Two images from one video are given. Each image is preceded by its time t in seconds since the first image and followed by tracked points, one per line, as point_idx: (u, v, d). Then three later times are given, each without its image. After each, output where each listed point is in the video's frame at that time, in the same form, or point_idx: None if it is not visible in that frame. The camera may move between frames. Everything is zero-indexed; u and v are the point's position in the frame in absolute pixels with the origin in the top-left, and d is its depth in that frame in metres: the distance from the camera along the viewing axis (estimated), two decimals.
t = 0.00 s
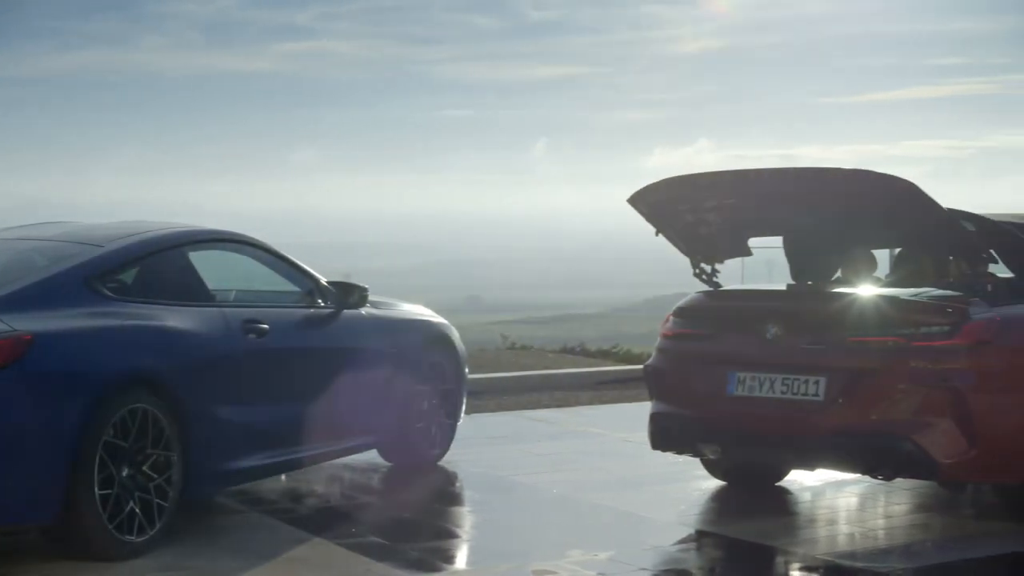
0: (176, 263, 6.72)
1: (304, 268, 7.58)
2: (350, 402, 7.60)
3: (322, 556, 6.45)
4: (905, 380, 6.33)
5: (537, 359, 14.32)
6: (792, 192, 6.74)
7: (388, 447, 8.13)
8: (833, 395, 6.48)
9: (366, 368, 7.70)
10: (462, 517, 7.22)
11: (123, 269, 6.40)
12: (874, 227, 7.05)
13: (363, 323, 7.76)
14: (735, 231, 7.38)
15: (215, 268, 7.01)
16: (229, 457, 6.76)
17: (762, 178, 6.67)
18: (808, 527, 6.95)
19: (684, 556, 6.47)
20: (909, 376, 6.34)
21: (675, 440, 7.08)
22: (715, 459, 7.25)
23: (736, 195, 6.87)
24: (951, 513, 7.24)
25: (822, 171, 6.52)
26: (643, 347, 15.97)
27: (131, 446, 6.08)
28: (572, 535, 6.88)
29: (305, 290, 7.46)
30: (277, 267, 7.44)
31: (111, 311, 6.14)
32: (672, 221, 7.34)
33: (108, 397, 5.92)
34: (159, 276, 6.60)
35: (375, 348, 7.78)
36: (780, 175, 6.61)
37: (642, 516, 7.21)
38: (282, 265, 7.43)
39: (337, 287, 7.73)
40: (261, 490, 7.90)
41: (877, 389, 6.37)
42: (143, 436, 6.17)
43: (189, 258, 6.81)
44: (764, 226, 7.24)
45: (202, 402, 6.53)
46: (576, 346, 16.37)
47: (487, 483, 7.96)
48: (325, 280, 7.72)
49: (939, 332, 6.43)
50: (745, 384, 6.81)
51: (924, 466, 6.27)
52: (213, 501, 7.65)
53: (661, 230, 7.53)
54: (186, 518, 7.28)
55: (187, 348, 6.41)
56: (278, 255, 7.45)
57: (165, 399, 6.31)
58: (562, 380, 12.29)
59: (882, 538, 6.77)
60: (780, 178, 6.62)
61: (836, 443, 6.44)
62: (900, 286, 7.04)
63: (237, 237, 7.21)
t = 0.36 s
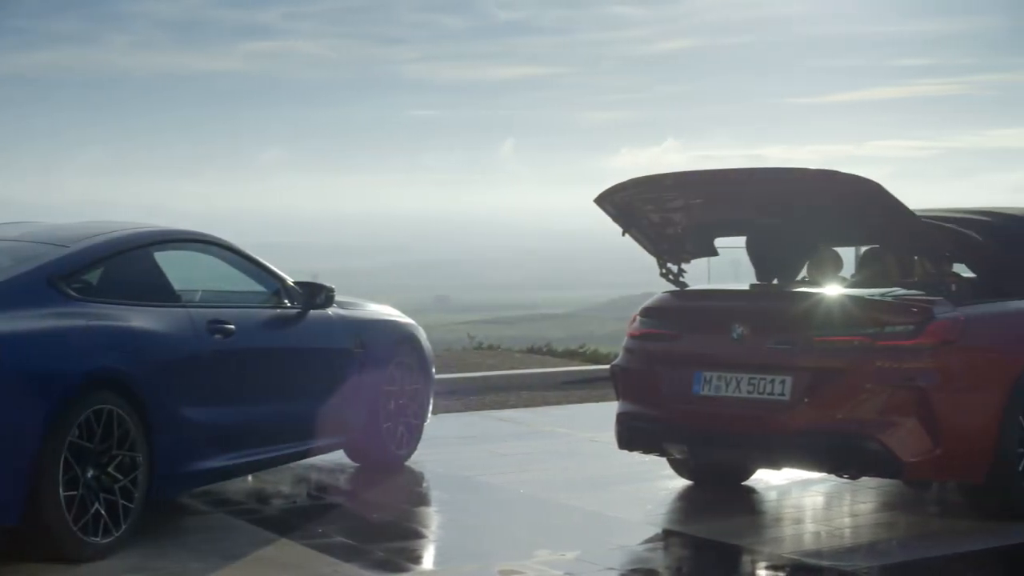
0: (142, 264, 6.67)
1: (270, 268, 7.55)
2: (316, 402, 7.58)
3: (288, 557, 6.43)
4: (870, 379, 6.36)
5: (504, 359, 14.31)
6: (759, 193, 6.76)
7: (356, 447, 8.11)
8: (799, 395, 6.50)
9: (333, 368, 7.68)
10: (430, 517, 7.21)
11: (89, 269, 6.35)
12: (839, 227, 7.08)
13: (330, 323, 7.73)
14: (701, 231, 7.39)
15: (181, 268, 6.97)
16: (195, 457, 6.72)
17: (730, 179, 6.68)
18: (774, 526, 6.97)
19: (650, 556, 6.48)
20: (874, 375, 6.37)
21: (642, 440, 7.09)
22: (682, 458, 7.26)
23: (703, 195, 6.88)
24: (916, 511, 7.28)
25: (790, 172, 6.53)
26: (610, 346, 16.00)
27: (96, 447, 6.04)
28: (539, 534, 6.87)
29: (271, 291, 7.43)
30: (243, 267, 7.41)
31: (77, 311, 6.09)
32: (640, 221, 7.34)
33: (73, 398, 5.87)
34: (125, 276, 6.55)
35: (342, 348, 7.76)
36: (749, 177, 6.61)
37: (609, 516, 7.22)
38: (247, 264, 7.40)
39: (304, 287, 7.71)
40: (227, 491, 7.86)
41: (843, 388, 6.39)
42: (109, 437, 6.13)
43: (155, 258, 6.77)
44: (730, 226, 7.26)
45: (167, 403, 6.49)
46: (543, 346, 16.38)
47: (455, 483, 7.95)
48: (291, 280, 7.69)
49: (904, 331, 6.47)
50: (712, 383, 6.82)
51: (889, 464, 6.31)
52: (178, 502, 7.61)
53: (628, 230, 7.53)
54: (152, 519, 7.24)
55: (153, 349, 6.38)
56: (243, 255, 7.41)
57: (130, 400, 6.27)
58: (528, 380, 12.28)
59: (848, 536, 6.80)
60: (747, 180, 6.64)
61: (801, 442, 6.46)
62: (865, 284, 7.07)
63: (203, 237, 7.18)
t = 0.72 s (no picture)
0: (109, 264, 6.63)
1: (237, 267, 7.51)
2: (286, 402, 7.55)
3: (257, 558, 6.40)
4: (839, 379, 6.39)
5: (474, 360, 14.30)
6: (728, 193, 6.77)
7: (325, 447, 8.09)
8: (768, 395, 6.52)
9: (302, 368, 7.66)
10: (400, 518, 7.19)
11: (55, 269, 6.29)
12: (807, 227, 7.10)
13: (299, 323, 7.70)
14: (670, 230, 7.38)
15: (149, 269, 6.92)
16: (164, 458, 6.69)
17: (700, 180, 6.68)
18: (744, 526, 6.99)
19: (620, 556, 6.48)
20: (843, 375, 6.40)
21: (611, 440, 7.09)
22: (652, 458, 7.27)
23: (673, 195, 6.88)
24: (884, 510, 7.31)
25: (760, 173, 6.54)
26: (579, 347, 16.02)
27: (64, 448, 6.00)
28: (510, 535, 6.87)
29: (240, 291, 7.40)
30: (211, 267, 7.37)
31: (44, 311, 6.04)
32: (609, 220, 7.33)
33: (41, 399, 5.83)
34: (92, 276, 6.50)
35: (312, 348, 7.74)
36: (720, 178, 6.61)
37: (579, 516, 7.21)
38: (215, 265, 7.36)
39: (272, 288, 7.68)
40: (196, 492, 7.82)
41: (811, 388, 6.42)
42: (76, 438, 6.09)
43: (122, 258, 6.72)
44: (699, 225, 7.26)
45: (136, 404, 6.46)
46: (512, 346, 16.39)
47: (425, 484, 7.94)
48: (259, 280, 7.66)
49: (872, 331, 6.49)
50: (681, 383, 6.83)
51: (857, 464, 6.34)
52: (147, 503, 7.56)
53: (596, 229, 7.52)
54: (120, 521, 7.20)
55: (121, 349, 6.34)
56: (211, 255, 7.37)
57: (98, 400, 6.23)
58: (498, 380, 12.27)
59: (816, 535, 6.82)
60: (716, 180, 6.64)
61: (770, 442, 6.48)
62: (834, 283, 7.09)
63: (171, 237, 7.13)
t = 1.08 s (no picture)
0: (74, 264, 6.58)
1: (203, 268, 7.47)
2: (252, 403, 7.52)
3: (222, 559, 6.37)
4: (805, 378, 6.41)
5: (441, 360, 14.30)
6: (695, 193, 6.78)
7: (292, 448, 8.06)
8: (734, 395, 6.54)
9: (268, 368, 7.63)
10: (366, 519, 7.17)
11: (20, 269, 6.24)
12: (773, 226, 7.13)
13: (265, 323, 7.68)
14: (637, 231, 7.39)
15: (115, 269, 6.87)
16: (130, 459, 6.65)
17: (668, 181, 6.68)
18: (710, 525, 7.01)
19: (587, 556, 6.48)
20: (808, 375, 6.42)
21: (579, 440, 7.09)
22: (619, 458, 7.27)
23: (640, 195, 6.89)
24: (850, 509, 7.34)
25: (728, 174, 6.55)
26: (546, 347, 16.05)
27: (28, 449, 5.96)
28: (477, 535, 6.86)
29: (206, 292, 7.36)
30: (177, 267, 7.32)
31: (9, 311, 5.99)
32: (576, 220, 7.34)
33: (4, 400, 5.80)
34: (58, 276, 6.45)
35: (278, 348, 7.71)
36: (687, 178, 6.62)
37: (546, 516, 7.22)
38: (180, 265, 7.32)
39: (238, 288, 7.64)
40: (162, 493, 7.77)
41: (777, 388, 6.44)
42: (41, 439, 6.05)
43: (87, 258, 6.67)
44: (665, 225, 7.27)
45: (101, 405, 6.42)
46: (480, 346, 16.40)
47: (393, 484, 7.92)
48: (224, 280, 7.62)
49: (838, 331, 6.51)
50: (648, 383, 6.83)
51: (823, 462, 6.37)
52: (112, 504, 7.52)
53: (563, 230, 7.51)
54: (85, 522, 7.15)
55: (86, 350, 6.30)
56: (177, 255, 7.33)
57: (63, 401, 6.19)
58: (465, 380, 12.27)
59: (783, 534, 6.85)
60: (683, 180, 6.65)
61: (737, 441, 6.50)
62: (801, 283, 7.11)
63: (136, 237, 7.09)
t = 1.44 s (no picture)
0: (41, 264, 6.53)
1: (169, 267, 7.43)
2: (218, 404, 7.49)
3: (188, 561, 6.34)
4: (771, 378, 6.43)
5: (409, 360, 14.29)
6: (662, 193, 6.79)
7: (259, 449, 8.03)
8: (700, 395, 6.55)
9: (235, 369, 7.60)
10: (334, 520, 7.15)
11: None
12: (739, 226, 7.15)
13: (231, 324, 7.65)
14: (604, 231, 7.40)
15: (81, 270, 6.83)
16: (96, 461, 6.61)
17: (635, 181, 6.69)
18: (677, 525, 7.02)
19: (554, 556, 6.48)
20: (774, 375, 6.44)
21: (546, 440, 7.09)
22: (587, 458, 7.28)
23: (607, 195, 6.89)
24: (817, 509, 7.36)
25: (695, 174, 6.57)
26: (514, 347, 16.08)
27: None
28: (444, 535, 6.85)
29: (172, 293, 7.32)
30: (143, 268, 7.28)
31: None
32: (542, 220, 7.34)
33: None
34: (25, 275, 6.39)
35: (244, 349, 7.68)
36: (654, 179, 6.63)
37: (514, 516, 7.22)
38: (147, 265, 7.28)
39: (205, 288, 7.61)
40: (128, 495, 7.73)
41: (744, 388, 6.45)
42: (5, 440, 6.01)
43: (53, 258, 6.62)
44: (632, 226, 7.28)
45: (66, 406, 6.37)
46: (448, 346, 16.42)
47: (360, 485, 7.90)
48: (191, 280, 7.58)
49: (804, 331, 6.53)
50: (615, 383, 6.83)
51: (789, 462, 6.40)
52: (77, 506, 7.47)
53: (530, 230, 7.51)
54: (51, 524, 7.10)
55: (51, 351, 6.26)
56: (142, 255, 7.29)
57: (28, 402, 6.15)
58: (432, 380, 12.27)
59: (749, 534, 6.87)
60: (651, 180, 6.66)
61: (703, 441, 6.51)
62: (767, 283, 7.14)
63: (102, 237, 7.05)
